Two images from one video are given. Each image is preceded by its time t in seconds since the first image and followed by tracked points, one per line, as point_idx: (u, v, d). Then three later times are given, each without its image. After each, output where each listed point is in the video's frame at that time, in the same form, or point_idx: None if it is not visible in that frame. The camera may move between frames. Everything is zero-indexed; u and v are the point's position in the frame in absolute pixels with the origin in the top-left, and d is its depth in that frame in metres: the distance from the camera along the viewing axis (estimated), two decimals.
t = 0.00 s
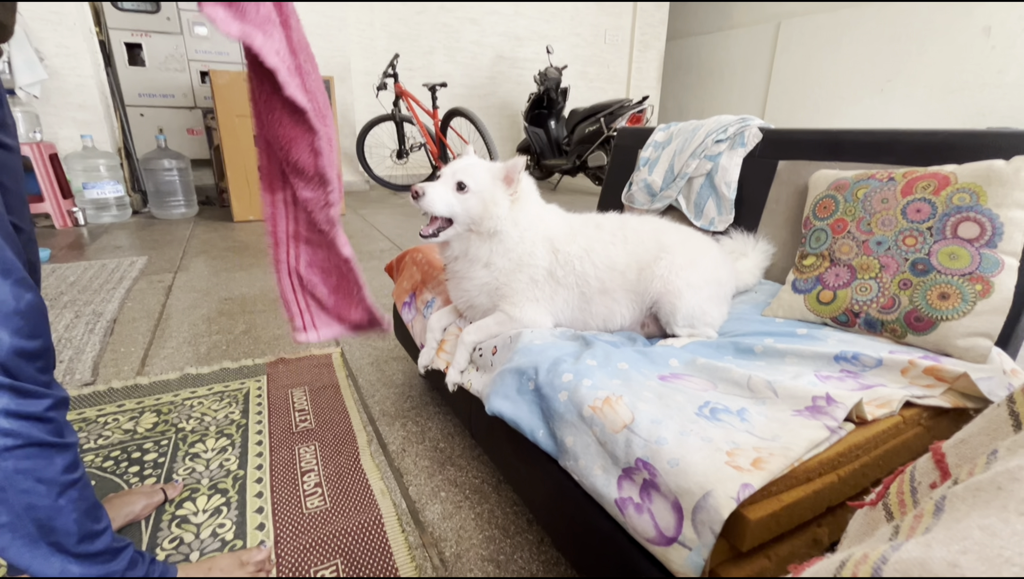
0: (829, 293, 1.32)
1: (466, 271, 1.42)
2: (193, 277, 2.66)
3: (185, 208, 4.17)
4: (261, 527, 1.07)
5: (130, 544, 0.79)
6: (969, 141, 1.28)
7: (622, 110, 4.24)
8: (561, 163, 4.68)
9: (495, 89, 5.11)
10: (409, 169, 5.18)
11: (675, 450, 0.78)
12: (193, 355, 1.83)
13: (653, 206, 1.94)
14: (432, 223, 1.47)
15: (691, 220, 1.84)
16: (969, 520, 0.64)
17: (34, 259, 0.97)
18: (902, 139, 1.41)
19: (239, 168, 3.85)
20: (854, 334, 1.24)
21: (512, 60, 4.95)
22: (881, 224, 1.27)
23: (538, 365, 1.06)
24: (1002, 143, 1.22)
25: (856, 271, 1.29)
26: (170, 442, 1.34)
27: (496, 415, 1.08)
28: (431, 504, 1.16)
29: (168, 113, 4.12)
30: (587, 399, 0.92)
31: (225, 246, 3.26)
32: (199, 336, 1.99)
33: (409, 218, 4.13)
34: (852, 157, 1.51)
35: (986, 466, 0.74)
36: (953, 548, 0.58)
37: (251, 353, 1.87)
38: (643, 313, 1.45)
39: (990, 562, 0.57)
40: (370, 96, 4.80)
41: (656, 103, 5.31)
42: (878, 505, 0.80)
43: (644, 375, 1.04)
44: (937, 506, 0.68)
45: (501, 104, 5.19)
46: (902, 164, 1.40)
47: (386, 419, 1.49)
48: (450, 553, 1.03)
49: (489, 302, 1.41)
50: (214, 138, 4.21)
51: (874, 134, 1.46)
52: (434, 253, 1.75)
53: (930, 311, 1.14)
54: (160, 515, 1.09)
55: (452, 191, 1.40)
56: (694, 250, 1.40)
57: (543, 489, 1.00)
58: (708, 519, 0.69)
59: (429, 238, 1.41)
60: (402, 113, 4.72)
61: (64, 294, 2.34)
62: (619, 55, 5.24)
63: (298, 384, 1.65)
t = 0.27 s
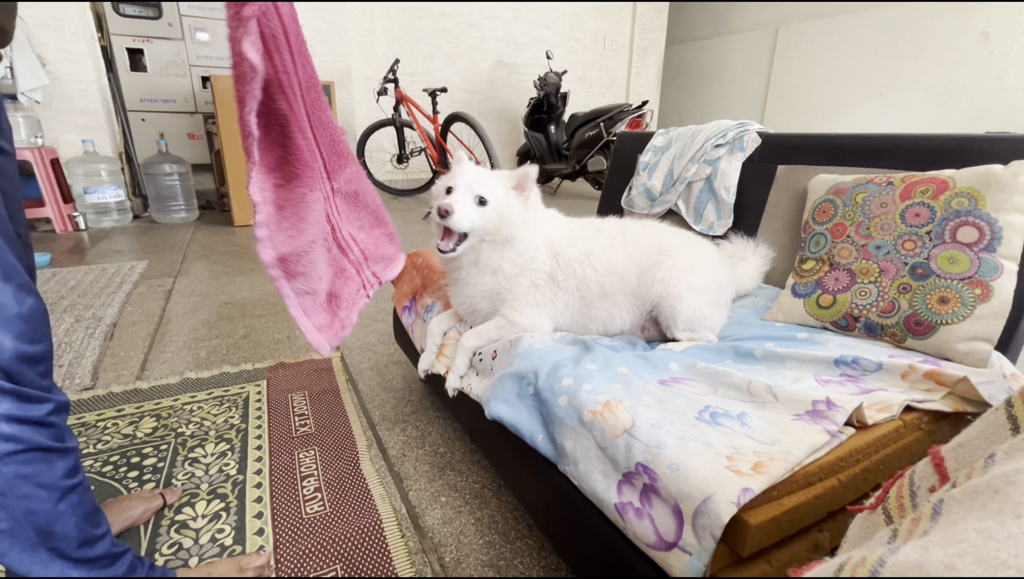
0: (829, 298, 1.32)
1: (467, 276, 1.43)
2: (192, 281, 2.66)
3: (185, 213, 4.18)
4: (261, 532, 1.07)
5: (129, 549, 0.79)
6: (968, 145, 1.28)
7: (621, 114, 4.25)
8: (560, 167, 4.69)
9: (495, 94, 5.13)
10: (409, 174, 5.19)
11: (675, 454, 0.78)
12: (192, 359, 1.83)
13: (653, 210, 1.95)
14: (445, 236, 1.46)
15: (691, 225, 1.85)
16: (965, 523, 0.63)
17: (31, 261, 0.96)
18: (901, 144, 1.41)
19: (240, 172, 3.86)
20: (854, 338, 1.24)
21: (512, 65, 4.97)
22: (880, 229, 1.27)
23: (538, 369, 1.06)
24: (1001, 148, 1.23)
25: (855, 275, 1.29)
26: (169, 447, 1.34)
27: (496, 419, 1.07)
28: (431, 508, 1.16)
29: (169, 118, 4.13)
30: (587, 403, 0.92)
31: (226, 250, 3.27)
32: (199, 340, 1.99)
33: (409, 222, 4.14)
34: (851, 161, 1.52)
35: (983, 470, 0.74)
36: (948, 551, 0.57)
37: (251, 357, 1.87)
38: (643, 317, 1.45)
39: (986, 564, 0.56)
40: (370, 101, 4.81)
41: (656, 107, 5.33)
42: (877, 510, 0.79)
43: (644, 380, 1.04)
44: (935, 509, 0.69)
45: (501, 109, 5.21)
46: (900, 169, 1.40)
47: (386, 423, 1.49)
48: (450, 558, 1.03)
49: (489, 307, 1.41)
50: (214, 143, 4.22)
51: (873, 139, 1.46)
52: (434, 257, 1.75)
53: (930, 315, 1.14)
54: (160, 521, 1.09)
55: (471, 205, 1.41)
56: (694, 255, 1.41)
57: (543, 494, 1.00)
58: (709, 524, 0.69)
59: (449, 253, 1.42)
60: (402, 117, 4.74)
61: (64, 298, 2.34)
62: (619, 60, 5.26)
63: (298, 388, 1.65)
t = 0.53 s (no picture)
0: (830, 298, 1.32)
1: (467, 276, 1.42)
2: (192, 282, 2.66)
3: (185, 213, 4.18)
4: (261, 533, 1.06)
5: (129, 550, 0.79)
6: (968, 145, 1.28)
7: (621, 115, 4.26)
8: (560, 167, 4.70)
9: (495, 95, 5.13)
10: (409, 174, 5.20)
11: (676, 455, 0.78)
12: (192, 360, 1.83)
13: (653, 210, 1.94)
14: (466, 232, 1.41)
15: (691, 225, 1.85)
16: (975, 528, 0.63)
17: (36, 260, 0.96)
18: (902, 144, 1.41)
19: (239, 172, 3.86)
20: (855, 338, 1.24)
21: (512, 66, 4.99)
22: (881, 229, 1.27)
23: (538, 370, 1.06)
24: (1002, 148, 1.22)
25: (856, 276, 1.29)
26: (169, 447, 1.34)
27: (495, 420, 1.07)
28: (430, 510, 1.15)
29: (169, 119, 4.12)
30: (587, 404, 0.92)
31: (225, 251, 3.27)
32: (199, 340, 1.98)
33: (409, 223, 4.14)
34: (852, 161, 1.51)
35: (991, 473, 0.74)
36: (959, 557, 0.57)
37: (251, 358, 1.87)
38: (643, 318, 1.45)
39: (999, 572, 0.56)
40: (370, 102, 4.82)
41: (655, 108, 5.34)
42: (881, 512, 0.79)
43: (644, 380, 1.04)
44: (943, 512, 0.68)
45: (500, 109, 5.21)
46: (901, 169, 1.40)
47: (385, 424, 1.48)
48: (450, 559, 1.02)
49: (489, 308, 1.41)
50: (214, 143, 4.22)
51: (873, 139, 1.46)
52: (434, 257, 1.75)
53: (931, 315, 1.14)
54: (159, 522, 1.09)
55: (496, 201, 1.36)
56: (694, 255, 1.41)
57: (543, 496, 0.99)
58: (710, 525, 0.68)
59: (473, 251, 1.37)
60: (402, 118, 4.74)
61: (63, 299, 2.34)
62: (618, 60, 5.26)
63: (298, 389, 1.65)
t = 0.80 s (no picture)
0: (829, 302, 1.32)
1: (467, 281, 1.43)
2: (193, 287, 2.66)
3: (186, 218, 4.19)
4: (259, 539, 1.06)
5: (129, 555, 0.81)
6: (965, 151, 1.29)
7: (621, 121, 4.28)
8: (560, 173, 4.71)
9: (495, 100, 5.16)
10: (410, 180, 5.21)
11: (677, 460, 0.77)
12: (192, 365, 1.83)
13: (653, 216, 1.95)
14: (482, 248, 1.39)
15: (691, 230, 1.85)
16: (970, 530, 0.63)
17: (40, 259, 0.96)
18: (900, 149, 1.42)
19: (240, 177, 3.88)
20: (855, 343, 1.24)
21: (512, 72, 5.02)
22: (880, 233, 1.27)
23: (538, 375, 1.06)
24: (1000, 153, 1.23)
25: (855, 281, 1.29)
26: (168, 453, 1.34)
27: (495, 425, 1.07)
28: (430, 515, 1.15)
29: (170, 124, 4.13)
30: (587, 409, 0.92)
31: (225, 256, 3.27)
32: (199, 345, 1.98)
33: (409, 228, 4.15)
34: (850, 166, 1.52)
35: (988, 476, 0.74)
36: (954, 559, 0.57)
37: (251, 363, 1.87)
38: (643, 322, 1.45)
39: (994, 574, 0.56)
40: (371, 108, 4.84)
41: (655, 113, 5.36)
42: (881, 517, 0.79)
43: (644, 385, 1.03)
44: (940, 517, 0.68)
45: (501, 115, 5.23)
46: (899, 174, 1.41)
47: (385, 429, 1.48)
48: (450, 565, 1.02)
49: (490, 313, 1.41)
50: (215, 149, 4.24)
51: (872, 144, 1.47)
52: (434, 262, 1.75)
53: (930, 320, 1.14)
54: (158, 527, 1.08)
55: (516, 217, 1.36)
56: (693, 260, 1.41)
57: (544, 501, 0.99)
58: (711, 531, 0.68)
59: (497, 267, 1.36)
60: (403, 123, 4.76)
61: (64, 304, 2.34)
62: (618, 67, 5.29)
63: (298, 394, 1.65)
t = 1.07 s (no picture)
0: (830, 302, 1.32)
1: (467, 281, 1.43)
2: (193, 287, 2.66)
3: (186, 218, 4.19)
4: (259, 539, 1.06)
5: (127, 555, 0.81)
6: (966, 150, 1.29)
7: (621, 120, 4.28)
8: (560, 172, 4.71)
9: (495, 100, 5.15)
10: (410, 179, 5.21)
11: (677, 460, 0.77)
12: (192, 364, 1.83)
13: (653, 215, 1.95)
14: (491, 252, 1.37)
15: (691, 229, 1.85)
16: (975, 532, 0.63)
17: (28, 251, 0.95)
18: (901, 148, 1.41)
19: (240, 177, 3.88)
20: (856, 342, 1.24)
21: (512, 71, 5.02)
22: (880, 233, 1.27)
23: (538, 374, 1.06)
24: (1000, 153, 1.23)
25: (856, 280, 1.29)
26: (168, 452, 1.33)
27: (496, 425, 1.07)
28: (430, 515, 1.15)
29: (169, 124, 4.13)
30: (587, 409, 0.92)
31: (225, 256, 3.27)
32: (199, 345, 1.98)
33: (409, 227, 4.15)
34: (850, 165, 1.52)
35: (991, 477, 0.74)
36: (959, 561, 0.57)
37: (251, 362, 1.87)
38: (643, 322, 1.45)
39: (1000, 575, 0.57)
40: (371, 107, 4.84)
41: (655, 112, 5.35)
42: (882, 517, 0.79)
43: (644, 384, 1.03)
44: (943, 517, 0.68)
45: (501, 114, 5.23)
46: (900, 173, 1.41)
47: (385, 429, 1.48)
48: (450, 565, 1.02)
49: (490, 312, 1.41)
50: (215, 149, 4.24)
51: (872, 143, 1.46)
52: (434, 261, 1.75)
53: (931, 320, 1.14)
54: (158, 527, 1.08)
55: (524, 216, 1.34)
56: (693, 259, 1.41)
57: (544, 501, 0.99)
58: (711, 530, 0.68)
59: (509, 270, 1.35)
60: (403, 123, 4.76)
61: (64, 304, 2.34)
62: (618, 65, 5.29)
63: (298, 394, 1.64)
